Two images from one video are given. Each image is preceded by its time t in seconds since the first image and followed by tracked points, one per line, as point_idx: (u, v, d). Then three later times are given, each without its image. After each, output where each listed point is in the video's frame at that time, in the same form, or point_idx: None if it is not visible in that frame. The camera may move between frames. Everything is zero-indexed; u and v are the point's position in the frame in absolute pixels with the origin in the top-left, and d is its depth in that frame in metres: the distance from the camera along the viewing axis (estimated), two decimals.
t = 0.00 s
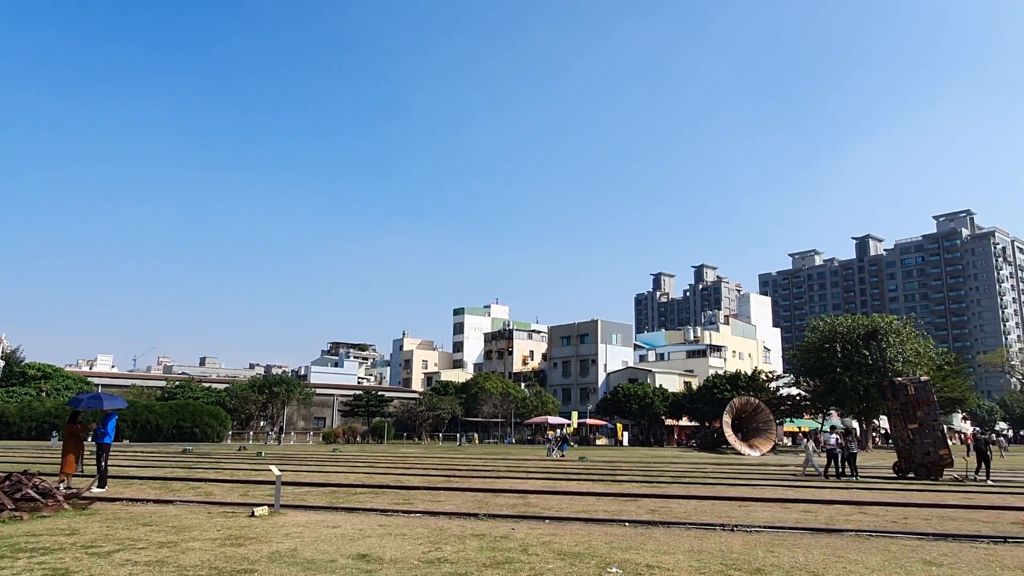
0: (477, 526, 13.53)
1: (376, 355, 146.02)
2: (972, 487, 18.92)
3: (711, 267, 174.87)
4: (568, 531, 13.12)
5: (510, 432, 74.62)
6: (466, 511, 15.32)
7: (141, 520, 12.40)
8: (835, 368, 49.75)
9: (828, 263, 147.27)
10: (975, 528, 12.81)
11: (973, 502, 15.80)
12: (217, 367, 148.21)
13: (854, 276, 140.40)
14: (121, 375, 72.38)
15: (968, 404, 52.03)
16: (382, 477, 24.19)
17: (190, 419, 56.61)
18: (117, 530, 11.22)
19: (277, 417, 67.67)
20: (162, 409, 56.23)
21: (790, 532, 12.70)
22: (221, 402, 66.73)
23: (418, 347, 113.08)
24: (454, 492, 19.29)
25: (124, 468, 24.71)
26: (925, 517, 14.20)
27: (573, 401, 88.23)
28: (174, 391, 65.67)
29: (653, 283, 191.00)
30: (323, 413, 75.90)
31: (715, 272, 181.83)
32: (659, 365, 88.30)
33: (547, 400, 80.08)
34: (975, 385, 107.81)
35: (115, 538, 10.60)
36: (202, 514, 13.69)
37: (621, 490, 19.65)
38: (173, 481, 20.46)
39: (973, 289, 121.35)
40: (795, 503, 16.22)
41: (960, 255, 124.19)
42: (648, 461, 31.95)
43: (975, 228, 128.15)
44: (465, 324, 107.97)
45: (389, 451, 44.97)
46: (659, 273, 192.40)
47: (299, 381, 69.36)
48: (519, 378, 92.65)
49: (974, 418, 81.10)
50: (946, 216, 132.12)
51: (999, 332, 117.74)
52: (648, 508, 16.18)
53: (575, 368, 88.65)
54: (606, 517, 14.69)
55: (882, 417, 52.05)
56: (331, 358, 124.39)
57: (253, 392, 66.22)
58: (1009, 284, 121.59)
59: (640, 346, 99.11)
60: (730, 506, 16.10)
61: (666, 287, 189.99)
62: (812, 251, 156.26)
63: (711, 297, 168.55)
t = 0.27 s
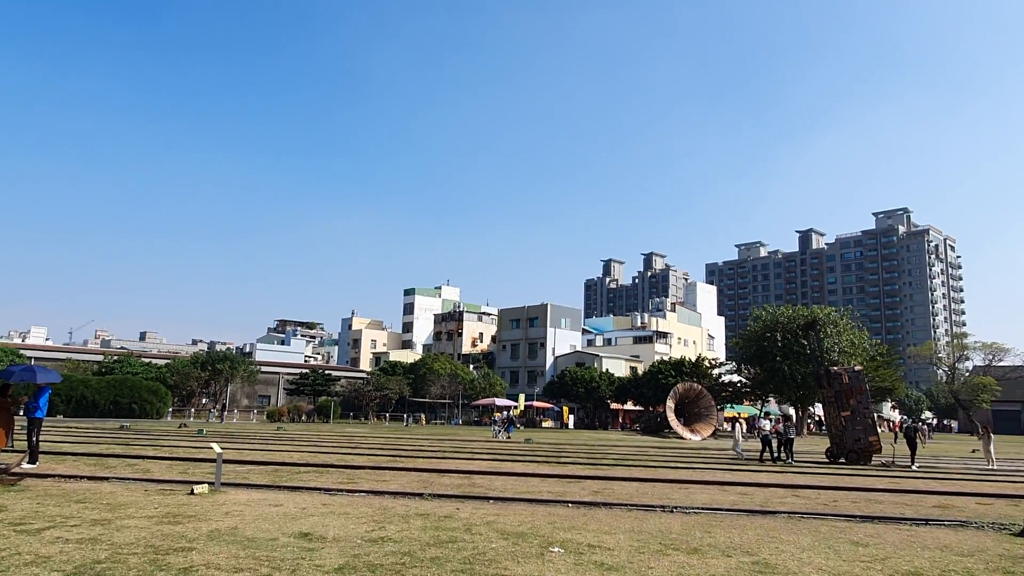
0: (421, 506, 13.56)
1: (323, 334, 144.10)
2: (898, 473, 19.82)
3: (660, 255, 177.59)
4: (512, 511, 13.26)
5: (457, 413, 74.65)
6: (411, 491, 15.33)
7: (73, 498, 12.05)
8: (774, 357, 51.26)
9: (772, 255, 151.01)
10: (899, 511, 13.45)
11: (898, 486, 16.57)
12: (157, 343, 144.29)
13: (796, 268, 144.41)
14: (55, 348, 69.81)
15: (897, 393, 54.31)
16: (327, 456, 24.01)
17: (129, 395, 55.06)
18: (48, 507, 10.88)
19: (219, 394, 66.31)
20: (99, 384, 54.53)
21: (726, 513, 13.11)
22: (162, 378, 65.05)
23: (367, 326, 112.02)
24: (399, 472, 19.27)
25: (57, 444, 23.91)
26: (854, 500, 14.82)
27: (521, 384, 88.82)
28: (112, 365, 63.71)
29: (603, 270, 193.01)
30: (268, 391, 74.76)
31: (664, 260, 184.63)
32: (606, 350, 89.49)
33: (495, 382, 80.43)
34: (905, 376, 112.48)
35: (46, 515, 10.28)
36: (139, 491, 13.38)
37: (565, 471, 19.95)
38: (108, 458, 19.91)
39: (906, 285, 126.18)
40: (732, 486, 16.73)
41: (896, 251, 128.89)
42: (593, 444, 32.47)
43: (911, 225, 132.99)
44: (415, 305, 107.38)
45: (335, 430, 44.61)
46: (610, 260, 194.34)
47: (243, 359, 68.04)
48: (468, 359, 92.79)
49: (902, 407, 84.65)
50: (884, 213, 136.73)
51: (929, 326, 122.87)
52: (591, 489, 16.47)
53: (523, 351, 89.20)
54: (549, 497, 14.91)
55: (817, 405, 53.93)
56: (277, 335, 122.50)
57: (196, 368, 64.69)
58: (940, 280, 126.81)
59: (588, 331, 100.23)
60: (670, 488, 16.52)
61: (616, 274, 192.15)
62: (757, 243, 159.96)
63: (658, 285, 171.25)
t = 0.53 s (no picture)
0: (372, 491, 13.49)
1: (272, 319, 141.48)
2: (838, 453, 20.52)
3: (612, 241, 179.24)
4: (463, 495, 13.29)
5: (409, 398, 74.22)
6: (362, 476, 15.24)
7: (7, 488, 11.62)
8: (722, 342, 52.42)
9: (720, 243, 153.86)
10: (838, 490, 13.94)
11: (837, 466, 17.16)
12: (99, 328, 139.72)
13: (744, 256, 147.48)
14: None
15: (838, 377, 56.15)
16: (276, 442, 23.66)
17: (68, 382, 53.19)
18: None
19: (164, 380, 64.61)
20: (35, 370, 52.55)
21: (672, 495, 13.40)
22: (103, 364, 63.04)
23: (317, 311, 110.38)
24: (349, 457, 19.13)
25: None
26: (795, 480, 15.30)
27: (473, 368, 88.88)
28: (49, 351, 61.47)
29: (556, 256, 193.94)
30: (215, 376, 73.19)
31: (616, 247, 186.36)
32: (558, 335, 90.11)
33: (448, 366, 80.44)
34: (845, 360, 116.30)
35: None
36: (78, 480, 12.98)
37: (517, 455, 20.09)
38: (46, 447, 19.24)
39: (847, 272, 130.16)
40: (680, 468, 17.10)
41: (838, 240, 132.67)
42: (544, 428, 32.75)
43: (853, 215, 137.00)
44: (367, 290, 106.20)
45: (285, 416, 43.97)
46: (563, 246, 195.22)
47: (189, 343, 66.32)
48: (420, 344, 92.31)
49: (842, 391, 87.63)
50: (828, 203, 140.52)
51: (868, 312, 127.15)
52: (542, 472, 16.64)
53: (476, 336, 89.24)
54: (500, 481, 15.00)
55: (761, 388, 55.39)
56: (225, 320, 119.80)
57: (139, 354, 62.84)
58: (879, 269, 131.16)
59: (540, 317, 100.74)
60: (620, 471, 16.79)
61: (569, 260, 193.23)
62: (707, 230, 162.65)
63: (610, 271, 172.94)
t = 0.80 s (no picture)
0: (321, 481, 13.36)
1: (221, 306, 138.42)
2: (781, 444, 21.12)
3: (567, 233, 180.18)
4: (413, 485, 13.26)
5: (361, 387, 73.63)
6: (311, 466, 15.08)
7: None
8: (672, 334, 53.32)
9: (673, 236, 156.09)
10: (780, 479, 14.36)
11: (779, 456, 17.67)
12: (37, 313, 134.71)
13: (695, 250, 149.98)
14: None
15: (782, 369, 57.64)
16: (223, 431, 23.21)
17: (3, 368, 51.19)
18: None
19: (106, 367, 62.69)
20: None
21: (621, 484, 13.61)
22: (41, 350, 60.82)
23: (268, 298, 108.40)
24: (299, 446, 18.90)
25: None
26: (739, 470, 15.70)
27: (426, 358, 88.57)
28: None
29: (511, 246, 194.15)
30: (160, 364, 71.36)
31: (571, 239, 187.43)
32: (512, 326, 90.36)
33: (401, 355, 80.01)
34: (790, 353, 119.48)
35: None
36: (13, 470, 12.53)
37: (468, 444, 20.13)
38: None
39: (794, 268, 133.53)
40: (629, 457, 17.37)
41: (786, 236, 135.93)
42: (496, 418, 32.86)
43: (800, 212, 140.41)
44: (319, 277, 104.65)
45: (232, 405, 43.16)
46: (518, 237, 195.45)
47: (133, 330, 64.41)
48: (373, 334, 91.53)
49: (786, 382, 90.02)
50: (777, 200, 143.68)
51: (812, 307, 130.77)
52: (492, 462, 16.72)
53: (430, 325, 88.89)
54: (451, 471, 15.01)
55: (709, 380, 56.57)
56: (172, 306, 116.70)
57: (80, 340, 60.81)
58: (824, 265, 134.87)
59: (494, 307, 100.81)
60: (570, 460, 16.97)
61: (524, 251, 193.61)
62: (660, 224, 164.76)
63: (564, 263, 174.02)
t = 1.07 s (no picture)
0: (262, 475, 13.11)
1: (160, 295, 134.28)
2: (720, 437, 21.64)
3: (516, 227, 180.65)
4: (357, 479, 13.14)
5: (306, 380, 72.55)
6: (252, 460, 14.79)
7: None
8: (618, 330, 54.06)
9: (620, 233, 157.96)
10: (718, 472, 14.73)
11: (718, 450, 18.12)
12: None
13: (642, 247, 152.27)
14: None
15: (723, 365, 59.06)
16: (160, 424, 22.56)
17: None
18: None
19: (37, 357, 60.21)
20: None
21: (564, 477, 13.75)
22: None
23: (209, 289, 105.62)
24: (240, 440, 18.50)
25: None
26: (680, 463, 16.04)
27: (373, 351, 87.73)
28: None
29: (460, 240, 193.61)
30: (95, 354, 68.89)
31: (520, 233, 187.88)
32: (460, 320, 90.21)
33: (347, 348, 79.08)
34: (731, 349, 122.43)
35: None
36: None
37: (414, 438, 20.03)
38: None
39: (736, 266, 136.67)
40: (573, 451, 17.56)
41: (729, 235, 139.14)
42: (442, 412, 32.79)
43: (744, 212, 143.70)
44: (264, 268, 102.48)
45: (171, 398, 41.99)
46: (467, 231, 194.93)
47: (66, 319, 62.02)
48: (319, 326, 90.23)
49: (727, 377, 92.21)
50: (722, 199, 146.75)
51: (753, 305, 134.20)
52: (438, 455, 16.69)
53: (377, 318, 88.06)
54: (396, 464, 14.94)
55: (653, 375, 57.58)
56: (108, 295, 112.66)
57: (8, 329, 58.24)
58: (765, 263, 138.44)
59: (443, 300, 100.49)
60: (515, 454, 17.06)
61: (473, 245, 193.21)
62: (608, 220, 166.49)
63: (513, 257, 174.47)
